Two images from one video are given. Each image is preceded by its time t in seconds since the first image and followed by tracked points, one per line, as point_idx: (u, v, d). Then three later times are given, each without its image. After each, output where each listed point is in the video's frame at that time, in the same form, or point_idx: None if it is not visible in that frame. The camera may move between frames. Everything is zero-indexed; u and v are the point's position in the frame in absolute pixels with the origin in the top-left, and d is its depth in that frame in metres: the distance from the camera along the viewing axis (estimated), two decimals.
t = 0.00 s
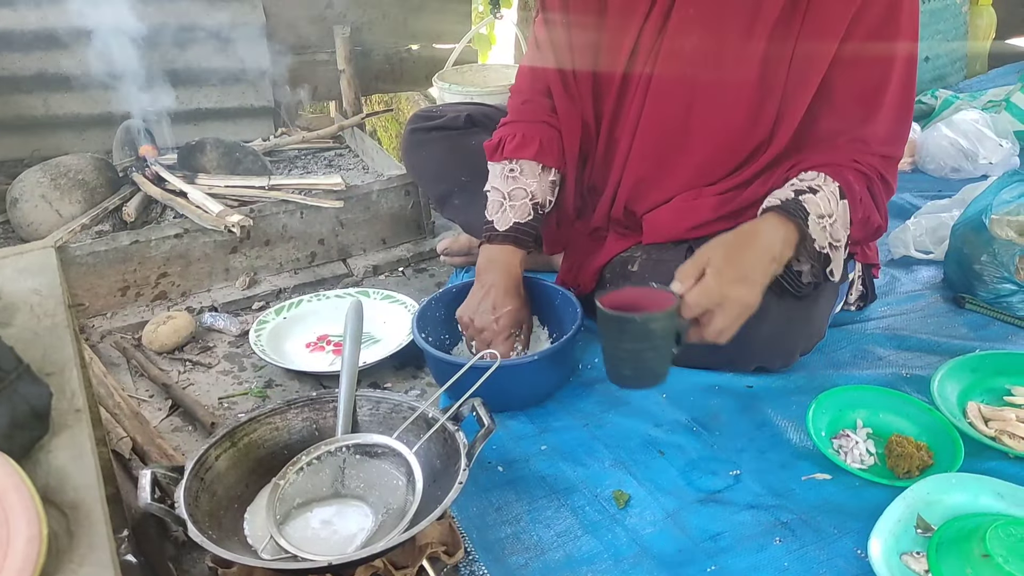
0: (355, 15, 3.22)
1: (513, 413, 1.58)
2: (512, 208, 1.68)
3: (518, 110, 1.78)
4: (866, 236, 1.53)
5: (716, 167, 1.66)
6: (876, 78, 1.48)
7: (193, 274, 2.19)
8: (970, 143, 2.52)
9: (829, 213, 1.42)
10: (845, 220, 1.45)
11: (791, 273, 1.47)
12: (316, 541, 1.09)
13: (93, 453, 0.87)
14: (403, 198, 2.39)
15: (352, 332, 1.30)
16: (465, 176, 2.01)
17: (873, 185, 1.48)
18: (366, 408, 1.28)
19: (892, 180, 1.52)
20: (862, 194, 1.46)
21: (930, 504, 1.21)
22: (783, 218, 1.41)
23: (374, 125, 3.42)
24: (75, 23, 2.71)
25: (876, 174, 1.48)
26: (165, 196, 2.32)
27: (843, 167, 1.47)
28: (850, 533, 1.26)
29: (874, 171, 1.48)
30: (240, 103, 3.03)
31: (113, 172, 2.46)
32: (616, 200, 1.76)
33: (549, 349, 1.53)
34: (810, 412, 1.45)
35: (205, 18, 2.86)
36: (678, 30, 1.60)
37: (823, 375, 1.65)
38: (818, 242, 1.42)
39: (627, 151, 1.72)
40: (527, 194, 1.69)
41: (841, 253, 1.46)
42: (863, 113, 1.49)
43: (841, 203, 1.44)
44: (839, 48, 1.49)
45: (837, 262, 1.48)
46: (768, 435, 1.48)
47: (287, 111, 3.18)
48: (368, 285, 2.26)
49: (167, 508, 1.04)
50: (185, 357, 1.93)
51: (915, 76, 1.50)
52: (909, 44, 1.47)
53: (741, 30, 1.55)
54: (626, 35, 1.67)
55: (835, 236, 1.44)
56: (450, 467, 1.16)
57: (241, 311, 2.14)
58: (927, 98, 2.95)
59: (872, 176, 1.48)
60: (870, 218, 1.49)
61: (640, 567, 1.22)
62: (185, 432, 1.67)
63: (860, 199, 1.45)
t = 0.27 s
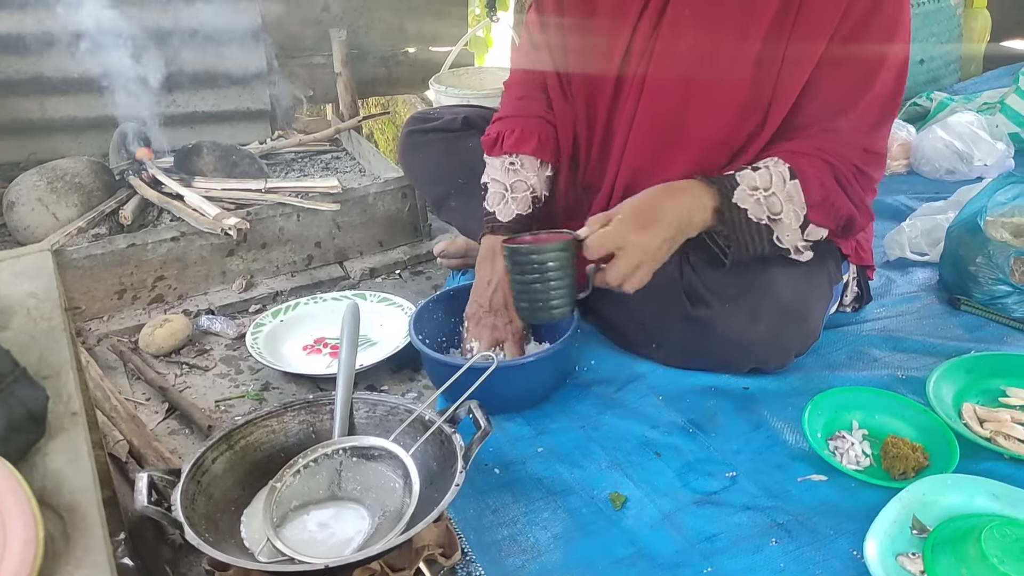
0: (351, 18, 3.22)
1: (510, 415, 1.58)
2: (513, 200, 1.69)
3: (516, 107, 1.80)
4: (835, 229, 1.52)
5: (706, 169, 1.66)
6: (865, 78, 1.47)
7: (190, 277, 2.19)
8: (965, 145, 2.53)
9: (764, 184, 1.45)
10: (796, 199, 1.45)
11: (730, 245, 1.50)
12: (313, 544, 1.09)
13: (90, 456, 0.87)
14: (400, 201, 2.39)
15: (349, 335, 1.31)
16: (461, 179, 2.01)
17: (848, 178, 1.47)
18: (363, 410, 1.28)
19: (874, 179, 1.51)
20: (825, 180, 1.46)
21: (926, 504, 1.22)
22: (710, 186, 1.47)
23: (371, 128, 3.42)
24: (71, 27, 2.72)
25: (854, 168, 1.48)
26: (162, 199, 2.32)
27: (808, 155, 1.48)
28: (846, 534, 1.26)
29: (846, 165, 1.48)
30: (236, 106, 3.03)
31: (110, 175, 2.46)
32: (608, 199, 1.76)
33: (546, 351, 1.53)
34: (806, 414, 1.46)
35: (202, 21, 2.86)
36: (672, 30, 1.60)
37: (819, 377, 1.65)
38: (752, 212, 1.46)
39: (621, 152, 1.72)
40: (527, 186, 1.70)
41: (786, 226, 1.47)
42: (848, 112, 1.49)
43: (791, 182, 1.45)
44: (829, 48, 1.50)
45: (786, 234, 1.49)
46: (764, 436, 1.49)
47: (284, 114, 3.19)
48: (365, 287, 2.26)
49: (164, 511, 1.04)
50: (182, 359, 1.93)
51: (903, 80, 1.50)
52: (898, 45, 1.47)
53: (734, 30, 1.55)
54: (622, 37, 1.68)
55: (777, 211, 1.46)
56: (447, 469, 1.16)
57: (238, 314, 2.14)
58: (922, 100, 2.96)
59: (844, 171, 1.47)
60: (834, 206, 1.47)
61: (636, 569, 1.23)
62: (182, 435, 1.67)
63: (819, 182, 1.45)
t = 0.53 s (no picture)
0: (347, 22, 3.23)
1: (505, 417, 1.59)
2: (489, 172, 1.72)
3: (510, 109, 1.81)
4: (814, 224, 1.54)
5: (696, 169, 1.67)
6: (852, 78, 1.50)
7: (186, 280, 2.19)
8: (958, 147, 2.54)
9: (732, 176, 1.47)
10: (768, 192, 1.47)
11: (702, 239, 1.51)
12: (309, 546, 1.09)
13: (85, 458, 0.87)
14: (396, 204, 2.40)
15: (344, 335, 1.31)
16: (456, 181, 2.02)
17: (832, 175, 1.49)
18: (358, 413, 1.29)
19: (858, 176, 1.52)
20: (803, 175, 1.48)
21: (918, 505, 1.22)
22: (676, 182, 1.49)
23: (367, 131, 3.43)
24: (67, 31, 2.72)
25: (841, 166, 1.50)
26: (158, 203, 2.32)
27: (784, 152, 1.50)
28: (839, 534, 1.27)
29: (825, 160, 1.49)
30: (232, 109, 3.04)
31: (106, 179, 2.46)
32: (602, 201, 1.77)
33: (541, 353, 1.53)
34: (800, 415, 1.46)
35: (198, 25, 2.87)
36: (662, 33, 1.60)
37: (813, 378, 1.66)
38: (723, 203, 1.47)
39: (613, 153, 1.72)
40: (504, 159, 1.73)
41: (758, 217, 1.49)
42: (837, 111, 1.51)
43: (764, 177, 1.47)
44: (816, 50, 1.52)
45: (758, 225, 1.50)
46: (757, 437, 1.49)
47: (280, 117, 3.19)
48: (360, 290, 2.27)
49: (159, 513, 1.04)
50: (177, 362, 1.94)
51: (888, 81, 1.53)
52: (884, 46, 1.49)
53: (724, 32, 1.56)
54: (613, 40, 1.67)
55: (745, 202, 1.48)
56: (442, 471, 1.16)
57: (234, 317, 2.15)
58: (916, 103, 2.97)
59: (824, 166, 1.49)
60: (812, 201, 1.49)
61: (631, 569, 1.23)
62: (177, 437, 1.68)
63: (795, 176, 1.48)
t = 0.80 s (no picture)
0: (344, 25, 3.23)
1: (502, 420, 1.59)
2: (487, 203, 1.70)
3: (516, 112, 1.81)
4: (803, 226, 1.55)
5: (694, 171, 1.67)
6: (846, 79, 1.50)
7: (183, 283, 2.19)
8: (954, 149, 2.55)
9: (717, 177, 1.49)
10: (755, 192, 1.49)
11: (686, 239, 1.52)
12: (306, 550, 1.09)
13: (81, 462, 0.87)
14: (393, 207, 2.39)
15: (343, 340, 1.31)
16: (454, 184, 2.01)
17: (823, 176, 1.49)
18: (355, 416, 1.28)
19: (850, 176, 1.52)
20: (792, 177, 1.49)
21: (916, 506, 1.22)
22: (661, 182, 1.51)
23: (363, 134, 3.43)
24: (64, 34, 2.72)
25: (833, 167, 1.49)
26: (154, 206, 2.32)
27: (773, 153, 1.50)
28: (837, 537, 1.27)
29: (815, 160, 1.49)
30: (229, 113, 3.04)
31: (103, 182, 2.46)
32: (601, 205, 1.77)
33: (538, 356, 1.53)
34: (797, 417, 1.46)
35: (194, 28, 2.86)
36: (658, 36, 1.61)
37: (810, 380, 1.66)
38: (706, 203, 1.48)
39: (611, 156, 1.73)
40: (502, 186, 1.70)
41: (743, 217, 1.49)
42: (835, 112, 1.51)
43: (752, 179, 1.49)
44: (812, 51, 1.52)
45: (743, 225, 1.51)
46: (755, 440, 1.49)
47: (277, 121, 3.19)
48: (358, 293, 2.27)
49: (156, 517, 1.04)
50: (174, 366, 1.93)
51: (882, 82, 1.54)
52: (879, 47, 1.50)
53: (720, 35, 1.57)
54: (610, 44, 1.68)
55: (731, 201, 1.49)
56: (439, 474, 1.16)
57: (231, 320, 2.14)
58: (912, 105, 2.97)
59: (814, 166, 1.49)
60: (801, 202, 1.50)
61: (629, 572, 1.23)
62: (174, 441, 1.67)
63: (783, 178, 1.48)
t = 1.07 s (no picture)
0: (342, 27, 3.23)
1: (500, 422, 1.59)
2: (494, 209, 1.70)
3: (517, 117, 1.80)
4: (797, 230, 1.54)
5: (693, 173, 1.68)
6: (844, 81, 1.51)
7: (180, 286, 2.19)
8: (950, 151, 2.55)
9: (709, 183, 1.51)
10: (749, 198, 1.50)
11: (679, 243, 1.54)
12: (303, 552, 1.09)
13: (78, 465, 0.87)
14: (390, 209, 2.39)
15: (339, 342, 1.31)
16: (451, 186, 2.02)
17: (818, 180, 1.50)
18: (353, 418, 1.29)
19: (846, 178, 1.52)
20: (786, 181, 1.49)
21: (913, 507, 1.22)
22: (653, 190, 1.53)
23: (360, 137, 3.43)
24: (61, 37, 2.72)
25: (829, 170, 1.50)
26: (152, 208, 2.32)
27: (768, 157, 1.51)
28: (834, 538, 1.27)
29: (809, 164, 1.49)
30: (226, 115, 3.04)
31: (100, 185, 2.45)
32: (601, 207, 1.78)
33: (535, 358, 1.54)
34: (794, 419, 1.47)
35: (191, 30, 2.86)
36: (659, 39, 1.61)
37: (807, 382, 1.66)
38: (699, 209, 1.50)
39: (610, 158, 1.73)
40: (507, 190, 1.71)
41: (736, 222, 1.51)
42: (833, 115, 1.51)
43: (745, 184, 1.50)
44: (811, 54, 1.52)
45: (736, 229, 1.52)
46: (752, 441, 1.50)
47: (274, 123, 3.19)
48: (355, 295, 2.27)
49: (153, 520, 1.04)
50: (172, 369, 1.93)
51: (881, 85, 1.54)
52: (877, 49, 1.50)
53: (721, 38, 1.57)
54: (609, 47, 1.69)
55: (723, 206, 1.50)
56: (437, 476, 1.16)
57: (228, 323, 2.15)
58: (908, 107, 2.98)
59: (810, 170, 1.50)
60: (796, 206, 1.50)
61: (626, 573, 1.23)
62: (171, 444, 1.67)
63: (777, 182, 1.49)
